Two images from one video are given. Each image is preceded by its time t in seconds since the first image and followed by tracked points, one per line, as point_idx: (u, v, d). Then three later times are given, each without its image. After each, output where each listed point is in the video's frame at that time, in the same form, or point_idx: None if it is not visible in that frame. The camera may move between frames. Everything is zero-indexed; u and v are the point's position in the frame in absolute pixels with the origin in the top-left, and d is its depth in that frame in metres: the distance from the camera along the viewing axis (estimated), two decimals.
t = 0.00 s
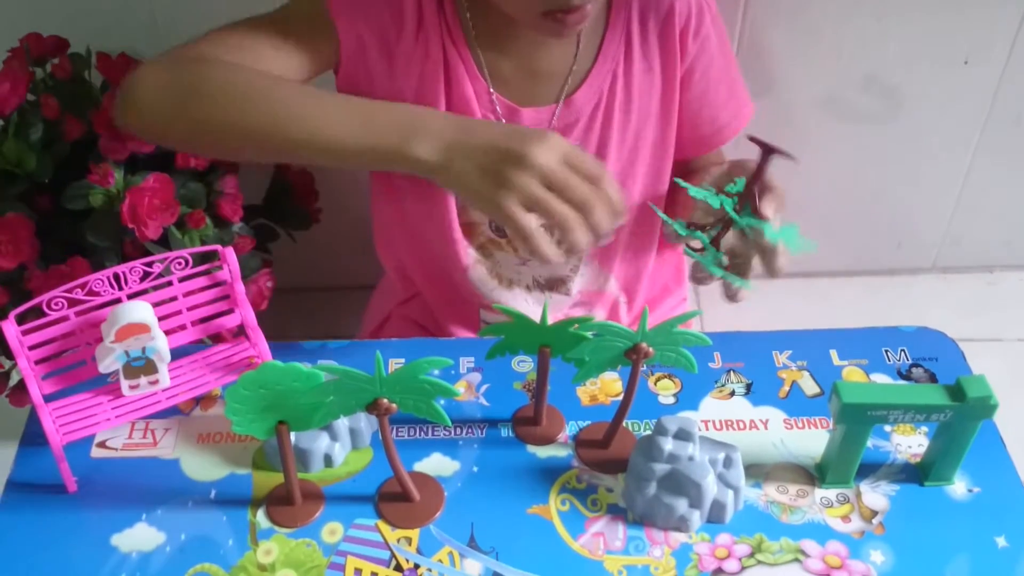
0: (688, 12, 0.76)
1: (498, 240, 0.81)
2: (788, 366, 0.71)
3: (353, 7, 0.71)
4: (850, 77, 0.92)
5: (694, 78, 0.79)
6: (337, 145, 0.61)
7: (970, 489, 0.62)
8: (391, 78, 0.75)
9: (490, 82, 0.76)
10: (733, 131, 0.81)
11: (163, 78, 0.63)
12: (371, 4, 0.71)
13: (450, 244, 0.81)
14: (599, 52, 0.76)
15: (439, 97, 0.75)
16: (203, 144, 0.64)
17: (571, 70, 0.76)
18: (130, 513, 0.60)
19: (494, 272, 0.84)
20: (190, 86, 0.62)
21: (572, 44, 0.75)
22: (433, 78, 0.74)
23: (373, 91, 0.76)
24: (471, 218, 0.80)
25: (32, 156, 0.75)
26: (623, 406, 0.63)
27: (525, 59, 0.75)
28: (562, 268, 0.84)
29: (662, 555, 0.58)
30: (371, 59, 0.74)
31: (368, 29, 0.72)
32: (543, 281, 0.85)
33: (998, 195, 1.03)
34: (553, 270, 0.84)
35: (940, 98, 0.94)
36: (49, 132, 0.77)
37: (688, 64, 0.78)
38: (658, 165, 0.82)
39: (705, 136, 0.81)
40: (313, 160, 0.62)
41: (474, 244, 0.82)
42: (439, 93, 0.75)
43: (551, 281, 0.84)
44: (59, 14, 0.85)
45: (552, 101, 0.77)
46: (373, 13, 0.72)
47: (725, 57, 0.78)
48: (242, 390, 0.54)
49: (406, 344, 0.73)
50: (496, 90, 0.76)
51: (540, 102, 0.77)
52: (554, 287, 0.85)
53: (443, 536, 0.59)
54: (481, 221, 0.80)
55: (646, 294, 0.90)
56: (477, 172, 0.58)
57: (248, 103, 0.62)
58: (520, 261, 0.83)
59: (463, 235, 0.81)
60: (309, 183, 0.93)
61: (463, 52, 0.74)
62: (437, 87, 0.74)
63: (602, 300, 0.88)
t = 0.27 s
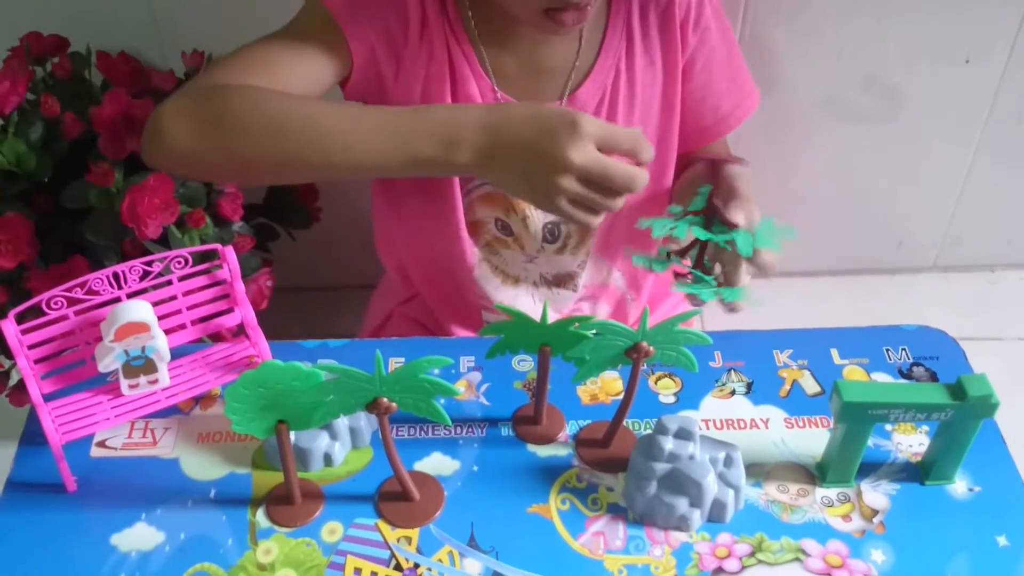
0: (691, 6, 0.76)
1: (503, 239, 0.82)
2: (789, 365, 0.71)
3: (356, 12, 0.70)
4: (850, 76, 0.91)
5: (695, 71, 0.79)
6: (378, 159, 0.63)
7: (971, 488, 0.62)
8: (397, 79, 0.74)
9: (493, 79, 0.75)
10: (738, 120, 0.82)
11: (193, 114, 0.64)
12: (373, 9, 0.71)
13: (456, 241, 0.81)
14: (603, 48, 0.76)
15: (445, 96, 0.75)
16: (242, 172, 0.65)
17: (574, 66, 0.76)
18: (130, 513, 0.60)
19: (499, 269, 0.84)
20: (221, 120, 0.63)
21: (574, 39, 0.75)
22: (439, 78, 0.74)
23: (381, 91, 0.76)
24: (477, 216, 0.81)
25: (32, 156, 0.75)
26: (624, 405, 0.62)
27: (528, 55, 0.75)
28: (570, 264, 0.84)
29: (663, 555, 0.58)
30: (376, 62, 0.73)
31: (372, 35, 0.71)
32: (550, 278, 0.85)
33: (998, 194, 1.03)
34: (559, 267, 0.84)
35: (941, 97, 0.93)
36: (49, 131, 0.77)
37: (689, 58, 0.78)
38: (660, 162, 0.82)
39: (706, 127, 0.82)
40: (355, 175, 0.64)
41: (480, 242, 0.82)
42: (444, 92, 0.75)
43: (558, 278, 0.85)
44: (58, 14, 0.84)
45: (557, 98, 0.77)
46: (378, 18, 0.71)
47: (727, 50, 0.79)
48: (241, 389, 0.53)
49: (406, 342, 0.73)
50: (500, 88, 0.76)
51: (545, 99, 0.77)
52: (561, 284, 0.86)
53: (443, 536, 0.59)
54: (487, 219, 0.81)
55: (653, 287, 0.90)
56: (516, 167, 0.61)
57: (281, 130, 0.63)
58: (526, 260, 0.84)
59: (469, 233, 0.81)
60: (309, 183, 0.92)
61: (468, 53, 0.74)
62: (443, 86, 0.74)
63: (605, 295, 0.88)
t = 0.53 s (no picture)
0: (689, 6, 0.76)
1: (502, 238, 0.83)
2: (786, 364, 0.71)
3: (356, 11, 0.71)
4: (848, 75, 0.92)
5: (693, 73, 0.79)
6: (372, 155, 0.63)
7: (968, 486, 0.62)
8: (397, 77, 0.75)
9: (492, 79, 0.75)
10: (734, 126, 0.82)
11: (190, 106, 0.65)
12: (373, 7, 0.71)
13: (455, 241, 0.81)
14: (600, 48, 0.76)
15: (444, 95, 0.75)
16: (240, 167, 0.65)
17: (573, 65, 0.76)
18: (128, 512, 0.60)
19: (496, 268, 0.84)
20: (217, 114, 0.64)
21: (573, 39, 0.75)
22: (438, 78, 0.74)
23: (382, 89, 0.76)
24: (475, 215, 0.81)
25: (30, 156, 0.75)
26: (622, 404, 0.62)
27: (528, 55, 0.75)
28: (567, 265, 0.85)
29: (660, 553, 0.58)
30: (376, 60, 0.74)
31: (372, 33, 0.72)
32: (547, 279, 0.85)
33: (997, 193, 1.03)
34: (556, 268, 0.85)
35: (939, 95, 0.93)
36: (47, 131, 0.77)
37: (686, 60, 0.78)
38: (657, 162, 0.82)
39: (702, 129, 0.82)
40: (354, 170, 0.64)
41: (478, 242, 0.83)
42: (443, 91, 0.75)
43: (555, 278, 0.85)
44: (57, 14, 0.85)
45: (555, 98, 0.77)
46: (378, 17, 0.72)
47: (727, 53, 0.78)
48: (239, 387, 0.54)
49: (403, 342, 0.73)
50: (498, 87, 0.76)
51: (544, 99, 0.77)
52: (559, 283, 0.86)
53: (441, 534, 0.59)
54: (485, 217, 0.81)
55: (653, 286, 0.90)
56: (513, 169, 0.61)
57: (277, 125, 0.63)
58: (524, 260, 0.84)
59: (468, 233, 0.82)
60: (307, 183, 0.93)
61: (467, 51, 0.74)
62: (441, 86, 0.74)
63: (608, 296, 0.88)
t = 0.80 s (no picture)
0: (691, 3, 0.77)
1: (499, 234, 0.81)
2: (783, 361, 0.71)
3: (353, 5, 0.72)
4: (846, 72, 0.92)
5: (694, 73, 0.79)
6: (346, 165, 0.64)
7: (965, 483, 0.62)
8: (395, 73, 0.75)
9: (492, 73, 0.76)
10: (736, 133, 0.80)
11: (175, 88, 0.66)
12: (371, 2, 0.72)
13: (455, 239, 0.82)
14: (600, 45, 0.76)
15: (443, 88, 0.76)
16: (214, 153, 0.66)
17: (573, 64, 0.77)
18: (124, 510, 0.60)
19: (496, 263, 0.83)
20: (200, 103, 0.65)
21: (573, 37, 0.76)
22: (438, 70, 0.75)
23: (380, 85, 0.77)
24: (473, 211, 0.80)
25: (27, 154, 0.75)
26: (618, 400, 0.62)
27: (530, 50, 0.75)
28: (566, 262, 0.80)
29: (657, 550, 0.58)
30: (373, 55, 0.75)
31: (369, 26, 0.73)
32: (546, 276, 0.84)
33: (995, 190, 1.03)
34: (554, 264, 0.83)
35: (938, 93, 0.93)
36: (44, 129, 0.77)
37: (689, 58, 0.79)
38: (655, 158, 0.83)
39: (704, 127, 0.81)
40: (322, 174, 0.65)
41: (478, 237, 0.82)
42: (443, 85, 0.76)
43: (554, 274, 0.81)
44: (54, 12, 0.85)
45: (555, 94, 0.78)
46: (375, 11, 0.73)
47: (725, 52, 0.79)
48: (235, 384, 0.54)
49: (400, 339, 0.72)
50: (499, 82, 0.77)
51: (543, 94, 0.78)
52: (557, 279, 0.82)
53: (438, 531, 0.59)
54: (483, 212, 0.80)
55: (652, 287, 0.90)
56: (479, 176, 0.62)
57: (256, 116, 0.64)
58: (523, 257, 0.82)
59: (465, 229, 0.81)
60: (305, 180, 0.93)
61: (468, 44, 0.75)
62: (441, 79, 0.75)
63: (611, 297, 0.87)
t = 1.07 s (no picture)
0: None
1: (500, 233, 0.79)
2: (782, 359, 0.71)
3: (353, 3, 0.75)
4: (845, 71, 0.91)
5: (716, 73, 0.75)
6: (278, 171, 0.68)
7: (964, 481, 0.62)
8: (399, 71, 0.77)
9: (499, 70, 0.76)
10: (762, 122, 0.75)
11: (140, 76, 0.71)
12: None
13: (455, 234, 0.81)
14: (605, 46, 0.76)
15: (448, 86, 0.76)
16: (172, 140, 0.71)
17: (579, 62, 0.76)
18: (122, 509, 0.60)
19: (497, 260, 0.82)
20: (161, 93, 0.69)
21: (580, 35, 0.75)
22: (440, 67, 0.75)
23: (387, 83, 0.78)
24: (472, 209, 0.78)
25: (24, 154, 0.75)
26: (616, 399, 0.62)
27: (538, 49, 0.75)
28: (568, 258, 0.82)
29: (655, 548, 0.58)
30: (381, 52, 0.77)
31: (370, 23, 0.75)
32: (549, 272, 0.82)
33: (994, 188, 1.03)
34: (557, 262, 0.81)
35: (936, 91, 0.93)
36: (41, 129, 0.77)
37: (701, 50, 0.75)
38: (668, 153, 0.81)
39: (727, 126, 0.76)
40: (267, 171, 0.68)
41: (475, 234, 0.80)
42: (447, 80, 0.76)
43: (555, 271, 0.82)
44: (51, 12, 0.84)
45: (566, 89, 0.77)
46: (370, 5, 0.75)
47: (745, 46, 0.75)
48: (233, 383, 0.53)
49: (399, 338, 0.72)
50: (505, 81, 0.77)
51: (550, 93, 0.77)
52: (560, 276, 0.83)
53: (437, 530, 0.59)
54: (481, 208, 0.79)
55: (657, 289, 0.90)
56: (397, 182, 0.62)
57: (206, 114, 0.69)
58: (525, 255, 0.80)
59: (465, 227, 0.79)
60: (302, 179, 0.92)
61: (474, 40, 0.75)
62: (444, 76, 0.76)
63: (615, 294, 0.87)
